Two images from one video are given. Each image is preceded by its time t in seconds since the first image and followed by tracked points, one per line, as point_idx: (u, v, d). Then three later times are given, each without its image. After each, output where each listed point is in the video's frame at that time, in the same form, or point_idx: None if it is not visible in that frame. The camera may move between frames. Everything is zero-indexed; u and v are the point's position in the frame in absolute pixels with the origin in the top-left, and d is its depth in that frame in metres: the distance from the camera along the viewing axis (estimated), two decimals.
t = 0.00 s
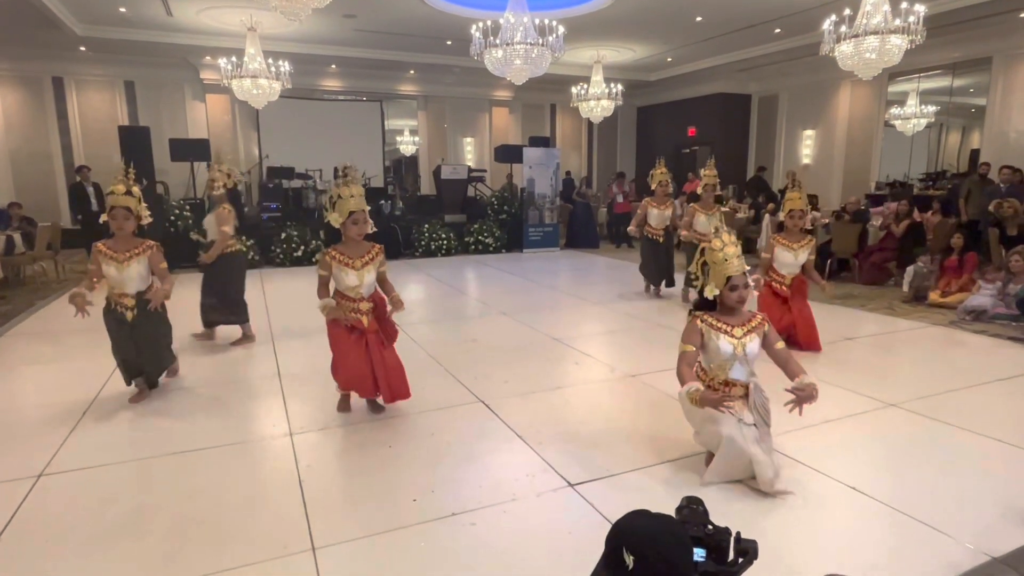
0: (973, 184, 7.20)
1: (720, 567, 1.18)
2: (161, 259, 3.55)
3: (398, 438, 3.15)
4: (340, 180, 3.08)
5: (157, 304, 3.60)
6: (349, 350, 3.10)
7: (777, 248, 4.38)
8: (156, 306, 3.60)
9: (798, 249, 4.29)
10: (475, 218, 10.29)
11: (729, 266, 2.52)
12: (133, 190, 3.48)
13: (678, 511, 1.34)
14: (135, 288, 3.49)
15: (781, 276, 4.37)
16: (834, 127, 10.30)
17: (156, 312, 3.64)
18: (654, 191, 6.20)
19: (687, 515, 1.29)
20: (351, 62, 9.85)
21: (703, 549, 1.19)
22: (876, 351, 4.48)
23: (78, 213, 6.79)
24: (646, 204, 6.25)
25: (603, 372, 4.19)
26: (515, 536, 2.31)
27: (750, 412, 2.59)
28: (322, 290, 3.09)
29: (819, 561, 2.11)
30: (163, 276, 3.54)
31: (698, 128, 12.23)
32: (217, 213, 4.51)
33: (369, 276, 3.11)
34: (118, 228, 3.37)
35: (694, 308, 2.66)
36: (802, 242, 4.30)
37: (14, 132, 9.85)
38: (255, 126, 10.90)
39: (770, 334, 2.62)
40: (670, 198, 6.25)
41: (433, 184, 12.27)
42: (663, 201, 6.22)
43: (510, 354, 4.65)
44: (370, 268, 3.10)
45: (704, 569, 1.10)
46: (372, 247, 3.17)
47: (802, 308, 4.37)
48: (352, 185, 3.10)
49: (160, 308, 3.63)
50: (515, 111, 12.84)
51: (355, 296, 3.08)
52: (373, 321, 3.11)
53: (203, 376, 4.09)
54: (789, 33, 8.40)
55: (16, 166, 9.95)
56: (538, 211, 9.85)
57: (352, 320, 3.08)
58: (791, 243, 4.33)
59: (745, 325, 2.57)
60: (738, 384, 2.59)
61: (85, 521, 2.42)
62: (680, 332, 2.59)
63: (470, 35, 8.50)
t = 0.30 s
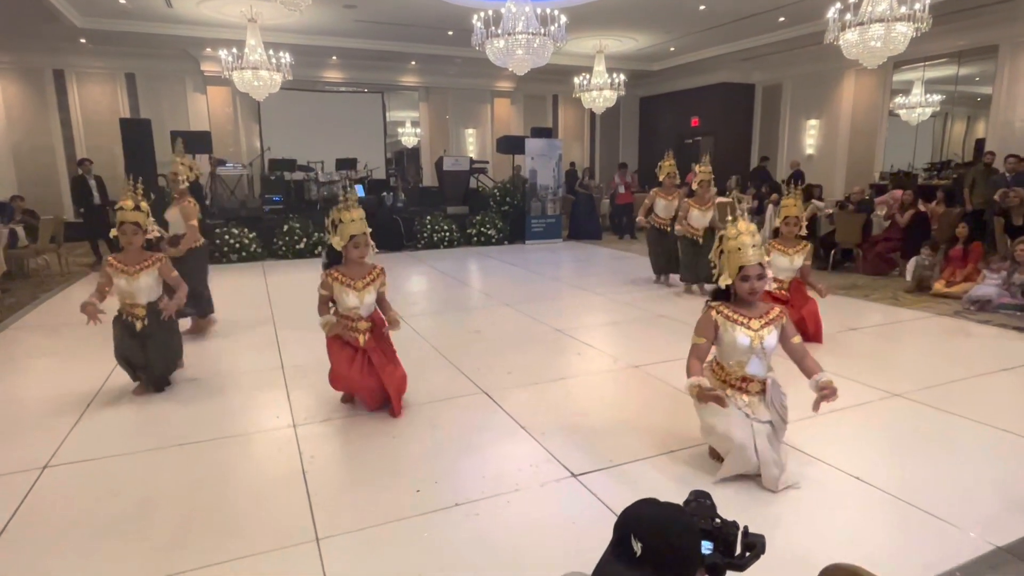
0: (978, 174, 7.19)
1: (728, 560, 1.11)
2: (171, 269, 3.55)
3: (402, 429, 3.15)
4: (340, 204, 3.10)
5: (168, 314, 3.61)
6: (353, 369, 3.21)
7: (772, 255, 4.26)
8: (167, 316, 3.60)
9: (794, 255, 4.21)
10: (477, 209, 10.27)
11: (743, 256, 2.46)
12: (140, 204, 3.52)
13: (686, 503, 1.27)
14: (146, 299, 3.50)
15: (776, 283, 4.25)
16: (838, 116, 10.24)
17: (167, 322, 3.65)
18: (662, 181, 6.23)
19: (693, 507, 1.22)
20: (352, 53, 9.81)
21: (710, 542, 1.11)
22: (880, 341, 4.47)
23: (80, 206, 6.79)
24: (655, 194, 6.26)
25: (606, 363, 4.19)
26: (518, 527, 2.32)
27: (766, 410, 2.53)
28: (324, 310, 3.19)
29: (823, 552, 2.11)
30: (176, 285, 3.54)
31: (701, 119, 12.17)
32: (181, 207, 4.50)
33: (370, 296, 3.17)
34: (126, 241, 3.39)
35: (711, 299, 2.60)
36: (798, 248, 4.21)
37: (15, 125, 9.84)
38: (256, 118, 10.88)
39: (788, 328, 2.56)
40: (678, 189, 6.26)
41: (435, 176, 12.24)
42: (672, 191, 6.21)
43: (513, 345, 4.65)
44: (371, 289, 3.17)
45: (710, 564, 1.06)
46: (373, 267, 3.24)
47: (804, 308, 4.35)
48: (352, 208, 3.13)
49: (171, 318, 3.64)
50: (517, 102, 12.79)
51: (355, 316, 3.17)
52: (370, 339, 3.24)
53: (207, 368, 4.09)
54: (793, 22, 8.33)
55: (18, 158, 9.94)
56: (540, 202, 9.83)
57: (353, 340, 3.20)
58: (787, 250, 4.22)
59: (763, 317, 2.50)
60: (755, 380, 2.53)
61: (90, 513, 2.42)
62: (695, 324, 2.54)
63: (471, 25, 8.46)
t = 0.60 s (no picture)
0: (988, 164, 7.01)
1: (738, 549, 1.08)
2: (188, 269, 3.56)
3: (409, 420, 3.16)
4: (346, 218, 3.06)
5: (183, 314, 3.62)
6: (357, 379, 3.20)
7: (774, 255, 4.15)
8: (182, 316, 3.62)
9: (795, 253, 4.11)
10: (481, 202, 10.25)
11: (767, 240, 2.40)
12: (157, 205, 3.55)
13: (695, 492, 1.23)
14: (162, 299, 3.52)
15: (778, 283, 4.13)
16: (845, 107, 10.15)
17: (181, 322, 3.66)
18: (675, 173, 6.24)
19: (701, 495, 1.18)
20: (356, 44, 9.78)
21: (718, 530, 1.09)
22: (888, 331, 4.44)
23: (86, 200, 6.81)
24: (668, 187, 6.29)
25: (611, 353, 4.19)
26: (525, 516, 2.31)
27: (786, 402, 2.50)
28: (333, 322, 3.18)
29: (831, 542, 2.10)
30: (194, 284, 3.54)
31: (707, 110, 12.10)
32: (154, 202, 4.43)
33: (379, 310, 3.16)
34: (143, 241, 3.42)
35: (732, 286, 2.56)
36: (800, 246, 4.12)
37: (22, 119, 9.88)
38: (260, 110, 10.87)
39: (811, 316, 2.51)
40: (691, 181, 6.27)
41: (439, 168, 12.21)
42: (684, 184, 6.24)
43: (518, 336, 4.64)
44: (380, 303, 3.15)
45: (716, 553, 1.05)
46: (381, 280, 3.21)
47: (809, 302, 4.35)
48: (358, 221, 3.08)
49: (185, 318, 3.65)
50: (521, 93, 12.73)
51: (364, 329, 3.15)
52: (377, 351, 3.21)
53: (213, 359, 4.11)
54: (799, 11, 8.26)
55: (24, 152, 9.98)
56: (545, 194, 9.83)
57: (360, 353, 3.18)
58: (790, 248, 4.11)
59: (787, 305, 2.44)
60: (778, 370, 2.49)
61: (98, 502, 2.44)
62: (716, 310, 2.50)
63: (475, 16, 8.42)
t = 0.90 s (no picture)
0: (999, 156, 7.04)
1: (747, 533, 1.07)
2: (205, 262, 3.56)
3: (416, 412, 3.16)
4: (358, 213, 3.06)
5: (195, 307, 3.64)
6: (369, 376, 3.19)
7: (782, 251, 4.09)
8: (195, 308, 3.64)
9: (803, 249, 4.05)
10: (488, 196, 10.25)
11: (788, 232, 2.37)
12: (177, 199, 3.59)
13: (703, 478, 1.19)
14: (178, 291, 3.56)
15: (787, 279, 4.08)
16: (855, 100, 10.07)
17: (194, 314, 3.68)
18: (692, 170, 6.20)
19: (710, 480, 1.14)
20: (362, 39, 9.79)
21: (727, 514, 1.07)
22: (898, 324, 4.40)
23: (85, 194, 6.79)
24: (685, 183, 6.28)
25: (618, 346, 4.18)
26: (532, 507, 2.32)
27: (802, 397, 2.49)
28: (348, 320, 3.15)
29: (840, 534, 2.08)
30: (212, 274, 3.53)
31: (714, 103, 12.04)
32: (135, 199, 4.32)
33: (395, 307, 3.12)
34: (161, 233, 3.47)
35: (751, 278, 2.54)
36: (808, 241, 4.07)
37: (32, 114, 9.95)
38: (267, 105, 10.90)
39: (830, 309, 2.50)
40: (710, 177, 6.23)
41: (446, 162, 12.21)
42: (703, 180, 6.20)
43: (525, 329, 4.63)
44: (396, 299, 3.12)
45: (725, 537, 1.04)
46: (396, 276, 3.18)
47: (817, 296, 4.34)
48: (371, 215, 3.07)
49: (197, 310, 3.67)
50: (528, 88, 12.71)
51: (381, 327, 3.11)
52: (395, 352, 3.17)
53: (221, 351, 4.13)
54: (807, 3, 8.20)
55: (34, 148, 10.06)
56: (551, 187, 9.78)
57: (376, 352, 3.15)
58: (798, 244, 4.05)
59: (808, 299, 2.42)
60: (795, 366, 2.47)
61: (109, 492, 2.46)
62: (735, 302, 2.49)
63: (481, 10, 8.41)
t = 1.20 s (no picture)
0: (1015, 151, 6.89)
1: (761, 525, 1.07)
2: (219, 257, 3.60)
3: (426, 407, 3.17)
4: (376, 205, 3.07)
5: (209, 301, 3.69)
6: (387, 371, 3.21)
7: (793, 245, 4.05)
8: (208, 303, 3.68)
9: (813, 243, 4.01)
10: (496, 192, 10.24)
11: (803, 234, 2.36)
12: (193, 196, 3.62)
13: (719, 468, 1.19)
14: (192, 288, 3.60)
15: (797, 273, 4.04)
16: (867, 94, 9.97)
17: (208, 310, 3.72)
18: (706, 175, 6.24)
19: (725, 472, 1.14)
20: (371, 34, 9.80)
21: (741, 506, 1.06)
22: (910, 320, 4.37)
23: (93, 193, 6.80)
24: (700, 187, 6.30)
25: (627, 341, 4.17)
26: (541, 501, 2.32)
27: (812, 397, 2.50)
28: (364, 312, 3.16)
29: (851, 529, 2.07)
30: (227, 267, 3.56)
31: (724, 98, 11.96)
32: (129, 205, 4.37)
33: (415, 300, 3.13)
34: (176, 229, 3.50)
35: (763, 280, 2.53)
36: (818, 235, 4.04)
37: (45, 111, 10.05)
38: (277, 101, 10.95)
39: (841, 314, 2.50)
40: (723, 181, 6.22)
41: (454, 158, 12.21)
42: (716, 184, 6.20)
43: (534, 324, 4.64)
44: (416, 293, 3.13)
45: (739, 529, 1.04)
46: (415, 269, 3.19)
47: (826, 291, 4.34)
48: (389, 207, 3.08)
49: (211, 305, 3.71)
50: (537, 83, 12.68)
51: (401, 321, 3.13)
52: (415, 349, 3.18)
53: (232, 346, 4.16)
54: None
55: (48, 144, 10.16)
56: (560, 183, 9.76)
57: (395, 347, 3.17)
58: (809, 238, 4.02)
59: (820, 303, 2.42)
60: (804, 368, 2.48)
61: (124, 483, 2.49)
62: (747, 301, 2.46)
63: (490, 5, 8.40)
